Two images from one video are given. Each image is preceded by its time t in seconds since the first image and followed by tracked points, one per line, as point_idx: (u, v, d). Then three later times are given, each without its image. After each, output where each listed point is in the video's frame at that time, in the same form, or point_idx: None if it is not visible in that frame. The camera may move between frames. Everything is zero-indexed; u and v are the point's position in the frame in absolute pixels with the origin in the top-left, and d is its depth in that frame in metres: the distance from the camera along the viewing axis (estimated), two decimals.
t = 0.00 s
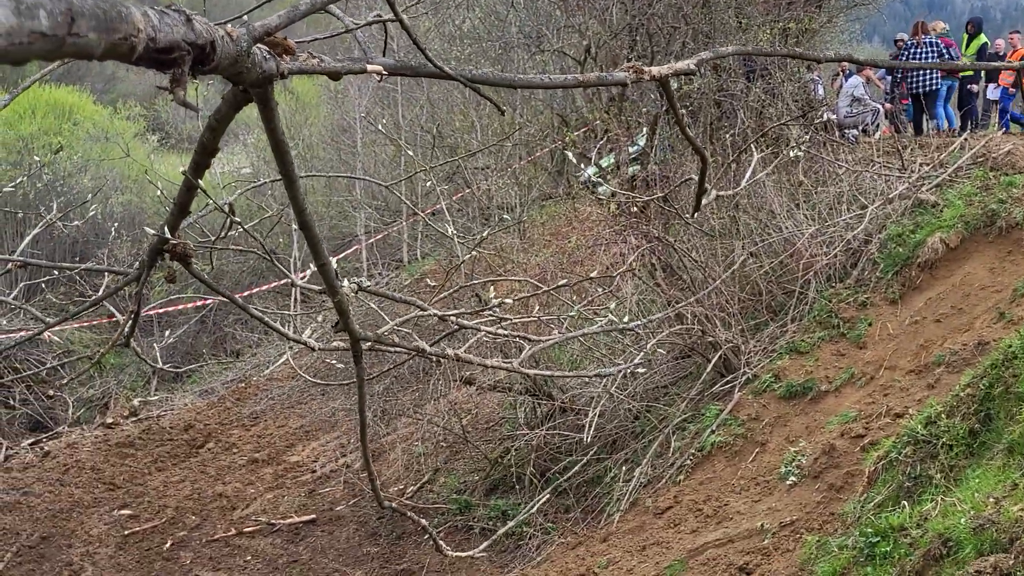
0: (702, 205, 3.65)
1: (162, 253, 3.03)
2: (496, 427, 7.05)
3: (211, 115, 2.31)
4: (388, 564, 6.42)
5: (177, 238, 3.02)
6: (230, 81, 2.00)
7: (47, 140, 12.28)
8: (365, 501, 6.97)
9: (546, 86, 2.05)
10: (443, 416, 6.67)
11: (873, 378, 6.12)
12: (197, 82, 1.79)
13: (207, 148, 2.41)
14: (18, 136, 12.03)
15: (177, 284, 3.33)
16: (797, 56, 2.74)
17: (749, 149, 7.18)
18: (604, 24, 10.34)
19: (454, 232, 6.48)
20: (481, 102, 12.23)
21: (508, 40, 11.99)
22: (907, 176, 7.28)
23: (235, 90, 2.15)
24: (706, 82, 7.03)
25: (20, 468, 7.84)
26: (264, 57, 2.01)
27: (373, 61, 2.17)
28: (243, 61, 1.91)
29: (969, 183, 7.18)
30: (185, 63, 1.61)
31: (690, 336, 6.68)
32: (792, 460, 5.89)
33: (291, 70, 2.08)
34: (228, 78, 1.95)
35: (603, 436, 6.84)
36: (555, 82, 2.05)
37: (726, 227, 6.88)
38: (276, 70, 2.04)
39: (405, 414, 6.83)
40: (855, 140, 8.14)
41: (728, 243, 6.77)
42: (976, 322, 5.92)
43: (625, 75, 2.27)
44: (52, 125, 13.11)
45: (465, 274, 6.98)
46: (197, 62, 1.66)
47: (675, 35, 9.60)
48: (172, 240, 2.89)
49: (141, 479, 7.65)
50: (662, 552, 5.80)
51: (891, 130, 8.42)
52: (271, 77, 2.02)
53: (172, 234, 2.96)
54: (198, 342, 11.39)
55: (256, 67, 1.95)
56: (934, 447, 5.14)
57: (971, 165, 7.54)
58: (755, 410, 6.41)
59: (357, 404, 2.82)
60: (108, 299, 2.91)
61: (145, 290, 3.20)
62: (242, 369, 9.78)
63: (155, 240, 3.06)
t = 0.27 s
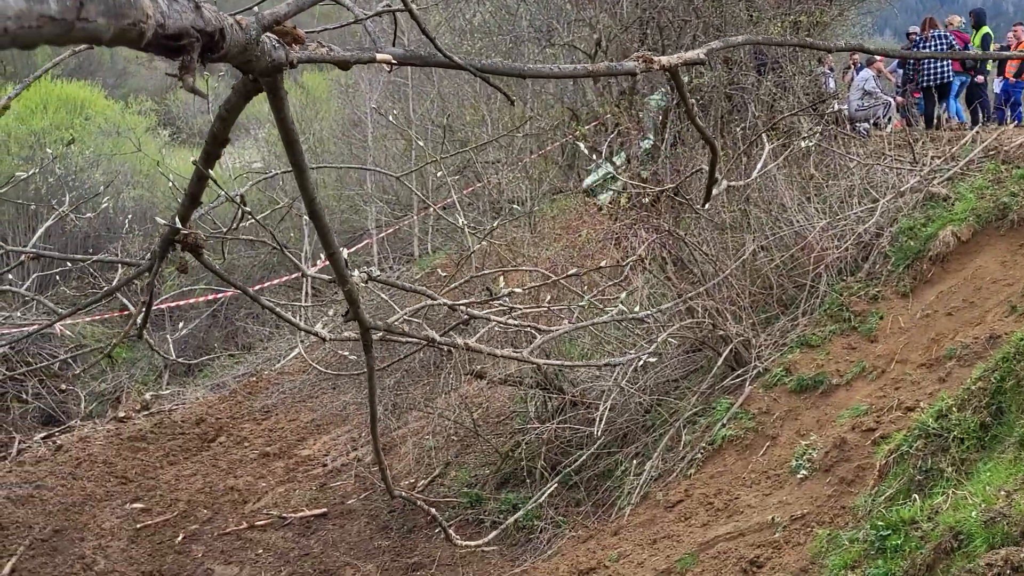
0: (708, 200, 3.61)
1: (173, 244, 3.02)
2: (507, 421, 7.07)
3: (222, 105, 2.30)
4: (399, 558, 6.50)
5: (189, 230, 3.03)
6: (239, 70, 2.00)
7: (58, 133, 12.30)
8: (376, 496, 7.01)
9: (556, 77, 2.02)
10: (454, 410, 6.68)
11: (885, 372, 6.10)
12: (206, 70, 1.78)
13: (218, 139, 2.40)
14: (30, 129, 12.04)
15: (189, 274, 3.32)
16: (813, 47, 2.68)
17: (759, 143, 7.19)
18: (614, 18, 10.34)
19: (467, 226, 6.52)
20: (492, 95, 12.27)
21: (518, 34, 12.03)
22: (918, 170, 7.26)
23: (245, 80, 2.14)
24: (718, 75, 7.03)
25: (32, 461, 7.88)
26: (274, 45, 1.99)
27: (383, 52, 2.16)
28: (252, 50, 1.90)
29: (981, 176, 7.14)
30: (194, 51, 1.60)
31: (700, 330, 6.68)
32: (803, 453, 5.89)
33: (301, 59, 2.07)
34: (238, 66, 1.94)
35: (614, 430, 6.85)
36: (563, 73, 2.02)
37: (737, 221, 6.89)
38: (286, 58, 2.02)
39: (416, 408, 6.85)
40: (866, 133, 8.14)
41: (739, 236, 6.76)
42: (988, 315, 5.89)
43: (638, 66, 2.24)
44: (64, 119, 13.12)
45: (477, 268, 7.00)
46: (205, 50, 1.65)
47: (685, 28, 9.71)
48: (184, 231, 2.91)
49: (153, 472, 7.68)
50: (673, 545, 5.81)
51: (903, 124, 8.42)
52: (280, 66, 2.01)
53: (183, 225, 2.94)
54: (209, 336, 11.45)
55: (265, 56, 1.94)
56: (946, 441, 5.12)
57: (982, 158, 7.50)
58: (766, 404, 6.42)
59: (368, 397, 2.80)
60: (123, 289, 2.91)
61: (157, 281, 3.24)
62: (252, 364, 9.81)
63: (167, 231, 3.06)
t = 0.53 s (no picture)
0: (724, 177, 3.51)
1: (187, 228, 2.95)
2: (524, 413, 7.12)
3: (236, 88, 2.25)
4: (416, 549, 6.57)
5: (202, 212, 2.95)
6: (253, 48, 1.91)
7: (75, 128, 12.34)
8: (394, 488, 7.07)
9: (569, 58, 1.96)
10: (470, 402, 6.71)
11: (902, 362, 6.04)
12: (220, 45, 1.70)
13: (232, 120, 2.33)
14: (47, 124, 12.08)
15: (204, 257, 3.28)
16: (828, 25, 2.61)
17: (776, 134, 7.18)
18: (630, 10, 10.36)
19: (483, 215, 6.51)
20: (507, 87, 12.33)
21: (533, 25, 12.11)
22: (935, 159, 7.24)
23: (259, 59, 2.07)
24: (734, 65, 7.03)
25: (51, 454, 7.95)
26: (287, 24, 1.92)
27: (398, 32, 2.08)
28: (266, 26, 1.83)
29: (998, 165, 7.07)
30: (207, 23, 1.53)
31: (716, 321, 6.68)
32: (819, 444, 5.86)
33: (314, 38, 2.00)
34: (250, 44, 1.86)
35: (631, 421, 6.87)
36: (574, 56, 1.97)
37: (752, 212, 6.91)
38: (299, 38, 1.95)
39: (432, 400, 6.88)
40: (882, 124, 8.16)
41: (754, 227, 6.79)
42: (1005, 305, 5.81)
43: (650, 48, 2.17)
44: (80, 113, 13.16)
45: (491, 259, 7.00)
46: (219, 22, 1.58)
47: (700, 20, 9.59)
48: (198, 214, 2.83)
49: (170, 465, 7.74)
50: (689, 535, 5.83)
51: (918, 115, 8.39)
52: (293, 43, 1.92)
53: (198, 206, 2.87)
54: (226, 328, 11.56)
55: (279, 33, 1.86)
56: (962, 431, 5.07)
57: (999, 148, 7.45)
58: (782, 395, 6.41)
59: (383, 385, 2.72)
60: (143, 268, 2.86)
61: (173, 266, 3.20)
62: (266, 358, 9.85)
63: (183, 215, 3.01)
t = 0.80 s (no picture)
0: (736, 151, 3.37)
1: (198, 211, 2.82)
2: (540, 403, 7.15)
3: (247, 65, 2.19)
4: (433, 540, 6.61)
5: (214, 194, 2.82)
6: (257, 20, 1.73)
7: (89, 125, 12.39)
8: (410, 479, 7.12)
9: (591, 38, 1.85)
10: (486, 392, 6.81)
11: (917, 350, 6.02)
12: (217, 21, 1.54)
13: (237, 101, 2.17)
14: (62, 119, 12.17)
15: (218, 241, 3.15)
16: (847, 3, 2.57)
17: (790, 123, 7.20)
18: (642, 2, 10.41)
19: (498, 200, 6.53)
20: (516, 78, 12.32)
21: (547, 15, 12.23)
22: (950, 147, 7.25)
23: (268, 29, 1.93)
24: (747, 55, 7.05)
25: (69, 448, 8.00)
26: None
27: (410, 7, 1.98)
28: None
29: (1013, 153, 7.06)
30: None
31: (731, 310, 6.69)
32: (834, 433, 5.86)
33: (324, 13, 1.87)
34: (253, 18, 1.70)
35: (646, 411, 6.89)
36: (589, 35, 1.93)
37: (767, 202, 6.94)
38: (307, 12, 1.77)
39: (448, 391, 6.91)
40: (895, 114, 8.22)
41: (769, 217, 6.83)
42: (1020, 292, 5.77)
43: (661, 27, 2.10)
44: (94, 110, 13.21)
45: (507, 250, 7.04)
46: None
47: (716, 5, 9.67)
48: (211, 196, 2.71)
49: (187, 458, 7.78)
50: (704, 524, 5.85)
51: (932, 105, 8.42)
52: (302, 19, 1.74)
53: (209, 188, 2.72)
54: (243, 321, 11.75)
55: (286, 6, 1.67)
56: (977, 418, 5.04)
57: (1014, 135, 7.44)
58: (797, 383, 6.42)
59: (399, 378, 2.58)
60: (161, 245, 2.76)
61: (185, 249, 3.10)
62: (281, 352, 9.92)
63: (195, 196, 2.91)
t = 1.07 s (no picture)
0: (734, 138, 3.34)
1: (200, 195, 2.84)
2: (546, 395, 7.16)
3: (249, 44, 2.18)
4: (441, 532, 6.63)
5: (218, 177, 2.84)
6: None
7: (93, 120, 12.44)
8: (417, 472, 7.13)
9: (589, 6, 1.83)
10: (492, 385, 6.81)
11: (923, 338, 6.00)
12: None
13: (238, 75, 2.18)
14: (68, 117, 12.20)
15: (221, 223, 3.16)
16: None
17: (794, 112, 7.20)
18: None
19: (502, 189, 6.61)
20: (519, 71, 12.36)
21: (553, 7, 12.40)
22: (955, 135, 7.25)
23: None
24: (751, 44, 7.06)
25: (77, 444, 8.02)
26: None
27: None
28: None
29: (1019, 140, 7.04)
30: None
31: (737, 300, 6.70)
32: (841, 421, 5.85)
33: None
34: None
35: (652, 402, 6.89)
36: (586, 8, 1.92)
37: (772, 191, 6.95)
38: None
39: (455, 383, 6.92)
40: (900, 103, 8.22)
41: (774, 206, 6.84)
42: None
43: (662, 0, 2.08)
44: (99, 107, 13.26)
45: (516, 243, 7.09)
46: None
47: None
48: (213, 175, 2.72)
49: (194, 453, 7.81)
50: (712, 514, 5.85)
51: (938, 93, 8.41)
52: None
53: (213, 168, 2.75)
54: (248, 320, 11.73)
55: None
56: (984, 404, 5.02)
57: (1020, 122, 7.43)
58: (803, 372, 6.41)
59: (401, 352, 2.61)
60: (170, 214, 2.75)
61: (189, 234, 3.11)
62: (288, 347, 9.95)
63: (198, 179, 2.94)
